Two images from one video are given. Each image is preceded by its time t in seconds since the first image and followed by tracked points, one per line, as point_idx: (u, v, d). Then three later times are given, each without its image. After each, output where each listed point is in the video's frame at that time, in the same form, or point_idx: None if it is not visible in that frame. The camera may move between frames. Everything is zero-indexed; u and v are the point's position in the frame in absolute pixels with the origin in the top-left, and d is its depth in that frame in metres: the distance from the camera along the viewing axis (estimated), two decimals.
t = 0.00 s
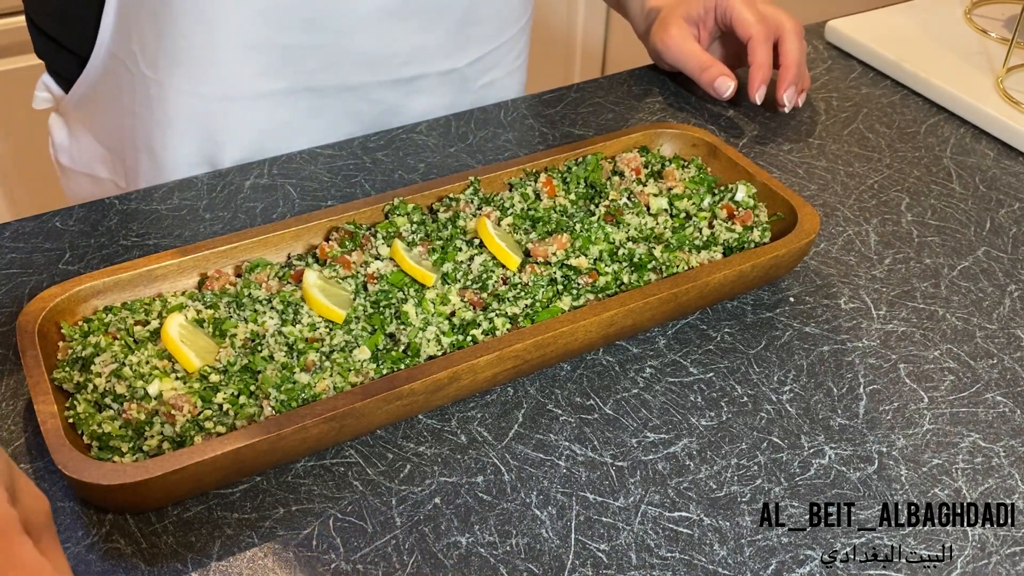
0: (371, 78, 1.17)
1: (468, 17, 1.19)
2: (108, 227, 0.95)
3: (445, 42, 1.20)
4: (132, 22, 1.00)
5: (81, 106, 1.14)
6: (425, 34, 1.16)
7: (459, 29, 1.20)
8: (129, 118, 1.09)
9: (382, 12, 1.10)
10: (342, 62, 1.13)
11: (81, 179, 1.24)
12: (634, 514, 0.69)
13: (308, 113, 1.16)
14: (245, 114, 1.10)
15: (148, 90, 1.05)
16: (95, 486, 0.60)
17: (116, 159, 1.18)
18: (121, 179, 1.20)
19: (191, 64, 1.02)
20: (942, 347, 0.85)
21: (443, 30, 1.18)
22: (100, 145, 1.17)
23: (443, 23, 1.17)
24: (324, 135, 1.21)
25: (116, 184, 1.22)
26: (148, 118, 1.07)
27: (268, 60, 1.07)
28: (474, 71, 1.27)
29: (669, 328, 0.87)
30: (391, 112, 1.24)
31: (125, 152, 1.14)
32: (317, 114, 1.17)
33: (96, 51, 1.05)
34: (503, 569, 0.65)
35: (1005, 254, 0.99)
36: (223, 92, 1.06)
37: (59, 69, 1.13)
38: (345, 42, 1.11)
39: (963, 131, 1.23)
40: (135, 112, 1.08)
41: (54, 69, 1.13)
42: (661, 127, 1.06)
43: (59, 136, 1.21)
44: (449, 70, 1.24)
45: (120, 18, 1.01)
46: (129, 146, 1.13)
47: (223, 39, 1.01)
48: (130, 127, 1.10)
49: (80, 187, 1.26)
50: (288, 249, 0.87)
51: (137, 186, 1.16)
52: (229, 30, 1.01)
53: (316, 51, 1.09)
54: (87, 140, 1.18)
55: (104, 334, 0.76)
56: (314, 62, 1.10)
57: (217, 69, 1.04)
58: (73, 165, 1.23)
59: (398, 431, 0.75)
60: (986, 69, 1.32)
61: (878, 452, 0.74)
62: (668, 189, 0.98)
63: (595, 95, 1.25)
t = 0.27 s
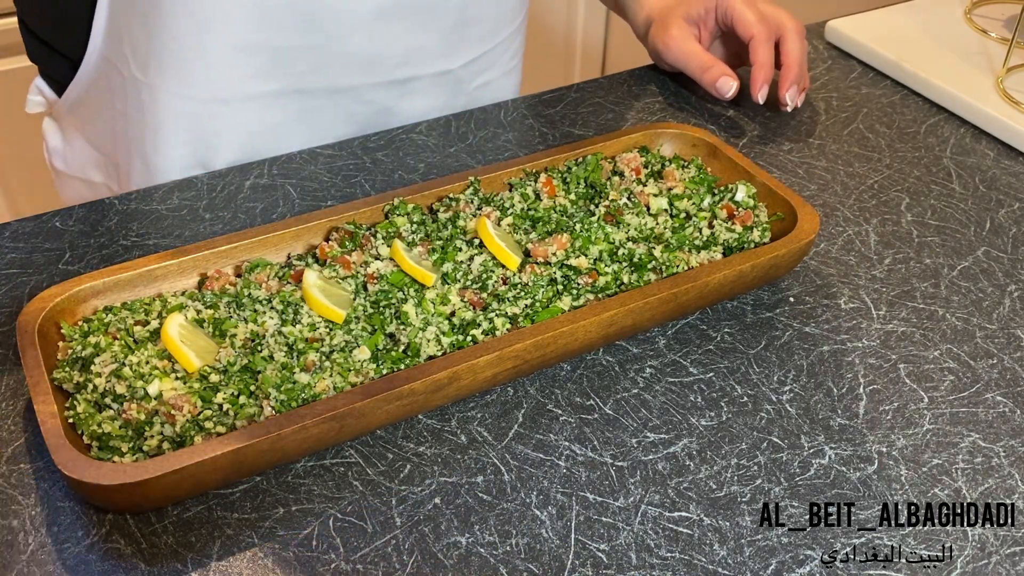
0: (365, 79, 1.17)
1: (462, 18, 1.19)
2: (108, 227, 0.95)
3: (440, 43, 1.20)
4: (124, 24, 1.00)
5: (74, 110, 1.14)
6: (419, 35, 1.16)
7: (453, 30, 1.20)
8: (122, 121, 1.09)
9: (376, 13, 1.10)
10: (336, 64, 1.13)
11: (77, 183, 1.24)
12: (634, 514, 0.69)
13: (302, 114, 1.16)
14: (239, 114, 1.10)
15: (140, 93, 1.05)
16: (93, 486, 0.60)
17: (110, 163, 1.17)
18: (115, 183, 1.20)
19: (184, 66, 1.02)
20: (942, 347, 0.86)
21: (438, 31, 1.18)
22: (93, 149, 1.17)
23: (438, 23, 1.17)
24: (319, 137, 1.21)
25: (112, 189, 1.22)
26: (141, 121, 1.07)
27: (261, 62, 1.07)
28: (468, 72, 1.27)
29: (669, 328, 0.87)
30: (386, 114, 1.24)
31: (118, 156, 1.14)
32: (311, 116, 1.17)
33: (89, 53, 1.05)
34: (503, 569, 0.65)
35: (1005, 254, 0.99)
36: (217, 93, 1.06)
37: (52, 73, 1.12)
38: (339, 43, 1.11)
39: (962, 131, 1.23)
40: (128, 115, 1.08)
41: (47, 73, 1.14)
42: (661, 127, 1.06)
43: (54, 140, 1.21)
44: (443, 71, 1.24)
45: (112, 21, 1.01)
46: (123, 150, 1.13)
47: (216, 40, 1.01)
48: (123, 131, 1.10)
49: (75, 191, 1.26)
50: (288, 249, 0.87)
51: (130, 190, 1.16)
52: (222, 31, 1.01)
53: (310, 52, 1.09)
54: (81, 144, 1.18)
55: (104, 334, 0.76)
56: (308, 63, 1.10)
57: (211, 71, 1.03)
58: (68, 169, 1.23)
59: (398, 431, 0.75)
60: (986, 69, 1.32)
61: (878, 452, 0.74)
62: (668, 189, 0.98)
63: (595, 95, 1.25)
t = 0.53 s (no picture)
0: (362, 82, 1.17)
1: (460, 18, 1.19)
2: (108, 227, 0.95)
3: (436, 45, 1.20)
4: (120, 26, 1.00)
5: (70, 113, 1.14)
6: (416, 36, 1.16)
7: (450, 31, 1.20)
8: (120, 123, 1.09)
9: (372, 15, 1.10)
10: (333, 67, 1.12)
11: (75, 186, 1.24)
12: (634, 514, 0.69)
13: (299, 116, 1.16)
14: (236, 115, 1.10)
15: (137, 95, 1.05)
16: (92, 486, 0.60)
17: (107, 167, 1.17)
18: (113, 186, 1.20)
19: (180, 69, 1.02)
20: (942, 347, 0.86)
21: (435, 32, 1.18)
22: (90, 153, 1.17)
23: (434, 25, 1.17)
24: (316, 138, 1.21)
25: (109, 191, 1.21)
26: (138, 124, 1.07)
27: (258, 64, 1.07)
28: (465, 73, 1.27)
29: (669, 328, 0.87)
30: (383, 115, 1.24)
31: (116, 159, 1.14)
32: (308, 118, 1.17)
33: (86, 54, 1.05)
34: (503, 569, 0.65)
35: (1005, 254, 0.99)
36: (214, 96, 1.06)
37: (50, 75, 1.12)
38: (335, 45, 1.10)
39: (962, 131, 1.23)
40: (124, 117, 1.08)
41: (45, 75, 1.14)
42: (661, 127, 1.06)
43: (53, 144, 1.21)
44: (440, 72, 1.24)
45: (109, 23, 1.01)
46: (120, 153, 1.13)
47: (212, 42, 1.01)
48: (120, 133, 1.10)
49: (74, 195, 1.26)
50: (288, 249, 0.87)
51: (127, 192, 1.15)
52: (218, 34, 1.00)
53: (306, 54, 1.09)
54: (79, 147, 1.18)
55: (104, 334, 0.76)
56: (304, 66, 1.10)
57: (208, 72, 1.03)
58: (66, 172, 1.23)
59: (398, 431, 0.75)
60: (985, 69, 1.32)
61: (878, 452, 0.74)
62: (668, 189, 0.98)
63: (595, 95, 1.25)
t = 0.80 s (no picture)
0: (366, 76, 1.17)
1: (463, 13, 1.20)
2: (108, 227, 0.95)
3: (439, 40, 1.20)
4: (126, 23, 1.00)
5: (76, 110, 1.14)
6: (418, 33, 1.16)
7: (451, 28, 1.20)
8: (125, 121, 1.09)
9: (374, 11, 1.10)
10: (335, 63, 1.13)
11: (80, 183, 1.25)
12: (634, 514, 0.69)
13: (303, 111, 1.16)
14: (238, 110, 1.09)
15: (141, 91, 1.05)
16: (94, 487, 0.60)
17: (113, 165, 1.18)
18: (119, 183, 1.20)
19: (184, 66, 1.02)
20: (942, 347, 0.86)
21: (437, 28, 1.18)
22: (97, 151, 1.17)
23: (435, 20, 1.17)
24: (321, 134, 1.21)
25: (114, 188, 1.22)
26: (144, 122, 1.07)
27: (262, 60, 1.07)
28: (469, 67, 1.28)
29: (669, 328, 0.87)
30: (386, 111, 1.24)
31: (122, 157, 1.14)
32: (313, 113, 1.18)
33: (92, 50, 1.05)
34: (503, 569, 0.65)
35: (1005, 254, 0.99)
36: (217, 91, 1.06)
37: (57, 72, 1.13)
38: (339, 40, 1.10)
39: (962, 131, 1.23)
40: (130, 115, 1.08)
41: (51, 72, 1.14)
42: (661, 127, 1.06)
43: (59, 141, 1.21)
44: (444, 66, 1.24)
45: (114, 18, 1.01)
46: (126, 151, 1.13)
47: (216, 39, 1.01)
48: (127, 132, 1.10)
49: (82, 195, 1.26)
50: (288, 249, 0.87)
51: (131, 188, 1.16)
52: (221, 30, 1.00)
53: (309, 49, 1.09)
54: (84, 144, 1.19)
55: (104, 334, 0.76)
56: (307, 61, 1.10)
57: (212, 70, 1.03)
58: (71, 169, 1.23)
59: (398, 431, 0.75)
60: (985, 69, 1.32)
61: (878, 452, 0.74)
62: (668, 189, 0.98)
63: (595, 95, 1.25)
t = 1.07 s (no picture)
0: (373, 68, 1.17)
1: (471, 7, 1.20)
2: (108, 227, 0.95)
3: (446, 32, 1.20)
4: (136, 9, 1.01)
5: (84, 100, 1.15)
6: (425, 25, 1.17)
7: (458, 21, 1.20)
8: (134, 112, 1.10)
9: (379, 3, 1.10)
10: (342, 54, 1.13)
11: (88, 177, 1.25)
12: (634, 513, 0.69)
13: (313, 103, 1.17)
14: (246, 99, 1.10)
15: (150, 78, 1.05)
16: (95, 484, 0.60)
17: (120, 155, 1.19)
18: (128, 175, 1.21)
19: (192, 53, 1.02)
20: (942, 347, 0.85)
21: (444, 21, 1.18)
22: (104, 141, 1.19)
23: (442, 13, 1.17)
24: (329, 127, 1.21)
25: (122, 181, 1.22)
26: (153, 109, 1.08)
27: (270, 50, 1.07)
28: (476, 62, 1.28)
29: (669, 328, 0.87)
30: (394, 104, 1.24)
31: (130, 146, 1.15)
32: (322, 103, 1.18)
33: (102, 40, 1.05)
34: (503, 569, 0.65)
35: (1005, 254, 0.99)
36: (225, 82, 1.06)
37: (63, 65, 1.13)
38: (346, 31, 1.11)
39: (963, 131, 1.23)
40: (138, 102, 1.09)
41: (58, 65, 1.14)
42: (661, 127, 1.06)
43: (67, 134, 1.22)
44: (452, 60, 1.24)
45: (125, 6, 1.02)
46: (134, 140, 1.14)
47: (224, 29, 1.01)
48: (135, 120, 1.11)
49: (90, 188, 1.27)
50: (288, 249, 0.87)
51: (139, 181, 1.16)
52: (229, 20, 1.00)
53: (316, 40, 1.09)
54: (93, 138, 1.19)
55: (104, 334, 0.76)
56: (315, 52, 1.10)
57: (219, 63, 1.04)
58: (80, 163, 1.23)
59: (398, 431, 0.75)
60: (985, 69, 1.32)
61: (878, 453, 0.74)
62: (668, 189, 0.98)
63: (595, 95, 1.25)
